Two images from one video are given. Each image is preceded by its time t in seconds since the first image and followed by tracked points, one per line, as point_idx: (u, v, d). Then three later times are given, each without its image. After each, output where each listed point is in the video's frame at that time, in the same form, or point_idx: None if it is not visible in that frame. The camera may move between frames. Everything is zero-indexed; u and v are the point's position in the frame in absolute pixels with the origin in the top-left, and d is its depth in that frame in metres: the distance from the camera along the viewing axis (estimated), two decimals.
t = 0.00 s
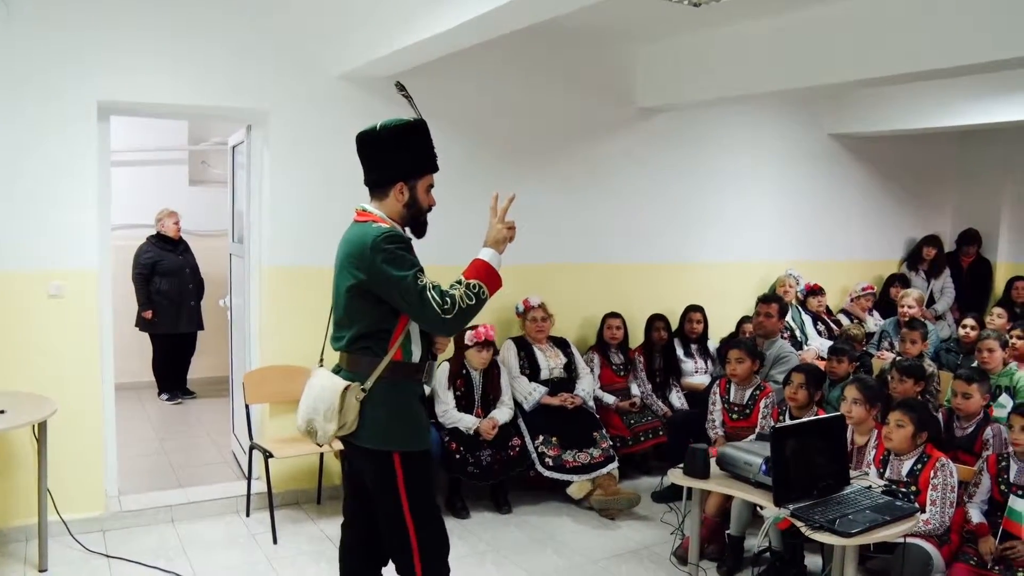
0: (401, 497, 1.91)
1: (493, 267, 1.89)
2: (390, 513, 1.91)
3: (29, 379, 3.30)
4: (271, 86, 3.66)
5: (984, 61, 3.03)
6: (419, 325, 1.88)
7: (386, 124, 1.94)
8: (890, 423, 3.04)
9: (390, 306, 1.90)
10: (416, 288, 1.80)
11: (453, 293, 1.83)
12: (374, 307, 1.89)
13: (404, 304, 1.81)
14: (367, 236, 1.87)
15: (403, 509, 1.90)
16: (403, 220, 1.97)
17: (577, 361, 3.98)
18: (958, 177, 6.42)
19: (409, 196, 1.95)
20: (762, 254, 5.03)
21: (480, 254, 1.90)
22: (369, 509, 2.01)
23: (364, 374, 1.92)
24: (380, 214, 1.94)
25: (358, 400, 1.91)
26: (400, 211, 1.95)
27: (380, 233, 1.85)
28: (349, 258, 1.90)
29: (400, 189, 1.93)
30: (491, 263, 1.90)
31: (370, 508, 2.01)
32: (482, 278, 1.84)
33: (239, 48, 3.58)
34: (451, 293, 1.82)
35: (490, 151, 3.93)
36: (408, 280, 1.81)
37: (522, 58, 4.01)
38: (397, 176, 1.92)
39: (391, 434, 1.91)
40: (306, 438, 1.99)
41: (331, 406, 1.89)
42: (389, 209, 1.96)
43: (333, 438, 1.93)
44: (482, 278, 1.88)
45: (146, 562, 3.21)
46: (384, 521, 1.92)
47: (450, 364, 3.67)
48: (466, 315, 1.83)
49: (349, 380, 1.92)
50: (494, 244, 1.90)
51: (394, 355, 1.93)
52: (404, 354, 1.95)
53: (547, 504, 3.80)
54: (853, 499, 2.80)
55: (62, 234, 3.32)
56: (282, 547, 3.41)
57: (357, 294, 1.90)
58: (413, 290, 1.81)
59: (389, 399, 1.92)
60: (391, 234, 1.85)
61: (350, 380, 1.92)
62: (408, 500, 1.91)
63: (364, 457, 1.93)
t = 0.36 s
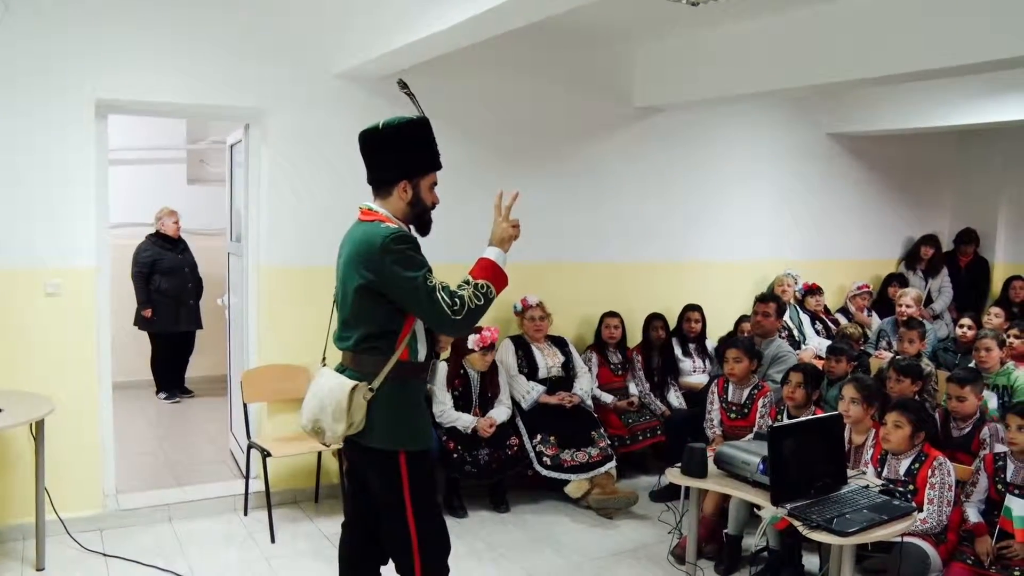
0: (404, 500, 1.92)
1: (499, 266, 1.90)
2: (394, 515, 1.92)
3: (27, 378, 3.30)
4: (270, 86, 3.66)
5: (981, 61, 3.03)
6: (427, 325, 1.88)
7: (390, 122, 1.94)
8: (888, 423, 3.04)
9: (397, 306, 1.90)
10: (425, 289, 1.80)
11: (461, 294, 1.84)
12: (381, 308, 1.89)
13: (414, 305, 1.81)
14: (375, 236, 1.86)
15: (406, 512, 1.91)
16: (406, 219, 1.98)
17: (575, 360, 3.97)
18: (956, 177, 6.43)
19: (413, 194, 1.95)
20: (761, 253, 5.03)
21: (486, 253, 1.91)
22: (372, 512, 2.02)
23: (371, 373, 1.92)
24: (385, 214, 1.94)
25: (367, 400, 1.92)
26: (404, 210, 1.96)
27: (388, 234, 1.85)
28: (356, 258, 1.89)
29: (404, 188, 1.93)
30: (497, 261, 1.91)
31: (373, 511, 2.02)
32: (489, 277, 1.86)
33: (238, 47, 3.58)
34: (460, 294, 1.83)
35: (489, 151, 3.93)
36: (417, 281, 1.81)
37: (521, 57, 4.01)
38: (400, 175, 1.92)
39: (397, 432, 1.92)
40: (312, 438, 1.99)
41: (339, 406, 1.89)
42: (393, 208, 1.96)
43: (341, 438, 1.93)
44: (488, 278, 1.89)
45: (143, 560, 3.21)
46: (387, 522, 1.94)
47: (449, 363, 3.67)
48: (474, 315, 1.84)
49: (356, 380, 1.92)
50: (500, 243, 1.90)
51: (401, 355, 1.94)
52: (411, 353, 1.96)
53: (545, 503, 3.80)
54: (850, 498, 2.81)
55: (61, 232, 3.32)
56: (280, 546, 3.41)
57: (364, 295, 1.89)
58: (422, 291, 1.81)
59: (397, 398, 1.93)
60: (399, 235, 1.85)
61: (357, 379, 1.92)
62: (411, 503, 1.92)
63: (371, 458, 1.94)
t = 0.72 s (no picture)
0: (400, 500, 1.92)
1: (490, 265, 1.89)
2: (390, 515, 1.92)
3: (20, 376, 3.29)
4: (265, 84, 3.65)
5: (977, 61, 3.04)
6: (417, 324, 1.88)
7: (380, 120, 1.95)
8: (883, 423, 3.05)
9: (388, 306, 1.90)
10: (413, 289, 1.80)
11: (450, 293, 1.83)
12: (372, 309, 1.89)
13: (402, 304, 1.81)
14: (364, 236, 1.86)
15: (402, 512, 1.91)
16: (397, 218, 1.97)
17: (571, 359, 3.96)
18: (950, 177, 6.44)
19: (401, 192, 1.94)
20: (756, 252, 5.04)
21: (478, 252, 1.89)
22: (370, 511, 2.02)
23: (364, 373, 1.92)
24: (376, 213, 1.94)
25: (359, 399, 1.92)
26: (393, 208, 1.96)
27: (376, 233, 1.85)
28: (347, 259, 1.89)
29: (391, 185, 1.93)
30: (488, 260, 1.89)
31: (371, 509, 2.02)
32: (479, 276, 1.84)
33: (232, 43, 3.57)
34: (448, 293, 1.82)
35: (484, 149, 3.92)
36: (405, 281, 1.81)
37: (517, 57, 4.01)
38: (389, 172, 1.92)
39: (393, 432, 1.92)
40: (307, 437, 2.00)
41: (332, 405, 1.90)
42: (382, 206, 1.97)
43: (335, 439, 1.93)
44: (479, 276, 1.88)
45: (137, 559, 3.20)
46: (384, 521, 1.94)
47: (445, 362, 3.67)
48: (464, 314, 1.83)
49: (350, 380, 1.92)
50: (492, 241, 1.89)
51: (394, 354, 1.93)
52: (404, 353, 1.95)
53: (540, 501, 3.80)
54: (845, 497, 2.81)
55: (54, 230, 3.31)
56: (274, 545, 3.40)
57: (356, 296, 1.89)
58: (410, 291, 1.81)
59: (390, 398, 1.93)
60: (388, 234, 1.85)
61: (351, 379, 1.93)
62: (407, 503, 1.92)
63: (366, 457, 1.94)
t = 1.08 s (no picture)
0: (395, 499, 1.92)
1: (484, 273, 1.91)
2: (385, 514, 1.93)
3: (16, 375, 3.28)
4: (261, 82, 3.65)
5: (973, 59, 3.04)
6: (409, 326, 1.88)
7: (377, 118, 1.94)
8: (880, 421, 3.06)
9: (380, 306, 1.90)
10: (407, 291, 1.80)
11: (444, 297, 1.83)
12: (365, 309, 1.89)
13: (395, 306, 1.81)
14: (357, 236, 1.86)
15: (397, 511, 1.91)
16: (391, 217, 1.99)
17: (567, 357, 3.96)
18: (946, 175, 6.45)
19: (396, 192, 1.95)
20: (752, 251, 5.04)
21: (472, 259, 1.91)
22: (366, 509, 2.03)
23: (358, 374, 1.92)
24: (370, 213, 1.94)
25: (353, 399, 1.92)
26: (387, 207, 1.96)
27: (370, 233, 1.84)
28: (340, 258, 1.89)
29: (386, 185, 1.93)
30: (482, 268, 1.92)
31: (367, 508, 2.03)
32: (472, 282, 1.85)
33: (227, 41, 3.56)
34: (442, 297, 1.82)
35: (481, 148, 3.92)
36: (399, 282, 1.81)
37: (512, 55, 4.00)
38: (385, 172, 1.92)
39: (387, 432, 1.91)
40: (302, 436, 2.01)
41: (325, 404, 1.90)
42: (377, 205, 1.97)
43: (329, 439, 1.94)
44: (473, 284, 1.89)
45: (133, 558, 3.20)
46: (379, 521, 1.94)
47: (442, 361, 3.66)
48: (457, 318, 1.84)
49: (343, 380, 1.93)
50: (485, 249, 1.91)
51: (388, 353, 1.93)
52: (398, 352, 1.95)
53: (537, 500, 3.80)
54: (841, 495, 2.81)
55: (49, 229, 3.30)
56: (271, 544, 3.40)
57: (349, 295, 1.89)
58: (404, 292, 1.81)
59: (384, 398, 1.92)
60: (381, 234, 1.85)
61: (345, 380, 1.93)
62: (402, 503, 1.92)
63: (361, 457, 1.94)
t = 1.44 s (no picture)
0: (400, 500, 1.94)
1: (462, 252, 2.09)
2: (387, 512, 1.94)
3: (15, 375, 3.28)
4: (260, 82, 3.65)
5: (972, 58, 3.04)
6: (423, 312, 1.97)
7: (367, 117, 1.95)
8: (881, 419, 3.06)
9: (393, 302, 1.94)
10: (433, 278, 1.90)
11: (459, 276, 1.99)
12: (380, 307, 1.92)
13: (423, 294, 1.90)
14: (370, 237, 1.88)
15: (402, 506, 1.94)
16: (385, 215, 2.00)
17: (567, 356, 3.95)
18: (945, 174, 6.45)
19: (388, 191, 1.96)
20: (751, 249, 5.04)
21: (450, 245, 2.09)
22: (363, 508, 2.02)
23: (365, 373, 1.94)
24: (366, 212, 1.96)
25: (362, 399, 1.92)
26: (380, 205, 1.97)
27: (384, 233, 1.88)
28: (351, 262, 1.88)
29: (379, 183, 1.94)
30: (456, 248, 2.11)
31: (365, 506, 2.01)
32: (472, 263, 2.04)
33: (226, 41, 3.56)
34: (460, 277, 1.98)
35: (480, 147, 3.91)
36: (422, 272, 1.90)
37: (510, 54, 3.99)
38: (377, 171, 1.93)
39: (396, 429, 1.94)
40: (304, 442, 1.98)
41: (336, 408, 1.89)
42: (371, 204, 1.98)
43: (339, 441, 1.92)
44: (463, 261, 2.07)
45: (133, 558, 3.20)
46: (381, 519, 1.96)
47: (442, 360, 3.64)
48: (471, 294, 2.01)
49: (350, 380, 1.93)
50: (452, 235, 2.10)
51: (394, 352, 1.96)
52: (403, 349, 1.98)
53: (536, 499, 3.80)
54: (841, 494, 2.82)
55: (47, 228, 3.30)
56: (270, 543, 3.40)
57: (363, 297, 1.90)
58: (429, 281, 1.90)
59: (391, 397, 1.95)
60: (395, 232, 1.89)
61: (351, 380, 1.93)
62: (408, 504, 1.94)
63: (366, 457, 1.94)
